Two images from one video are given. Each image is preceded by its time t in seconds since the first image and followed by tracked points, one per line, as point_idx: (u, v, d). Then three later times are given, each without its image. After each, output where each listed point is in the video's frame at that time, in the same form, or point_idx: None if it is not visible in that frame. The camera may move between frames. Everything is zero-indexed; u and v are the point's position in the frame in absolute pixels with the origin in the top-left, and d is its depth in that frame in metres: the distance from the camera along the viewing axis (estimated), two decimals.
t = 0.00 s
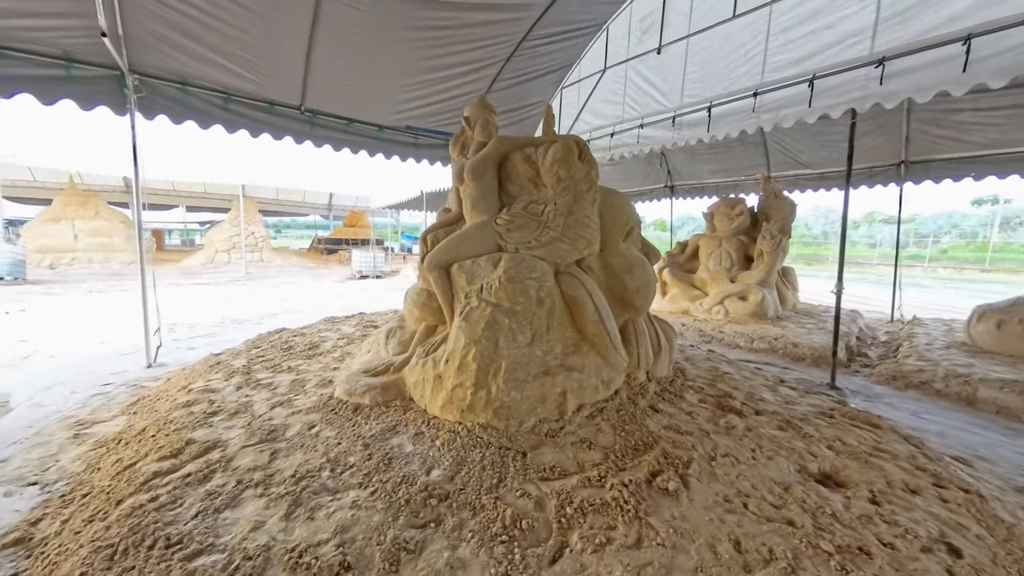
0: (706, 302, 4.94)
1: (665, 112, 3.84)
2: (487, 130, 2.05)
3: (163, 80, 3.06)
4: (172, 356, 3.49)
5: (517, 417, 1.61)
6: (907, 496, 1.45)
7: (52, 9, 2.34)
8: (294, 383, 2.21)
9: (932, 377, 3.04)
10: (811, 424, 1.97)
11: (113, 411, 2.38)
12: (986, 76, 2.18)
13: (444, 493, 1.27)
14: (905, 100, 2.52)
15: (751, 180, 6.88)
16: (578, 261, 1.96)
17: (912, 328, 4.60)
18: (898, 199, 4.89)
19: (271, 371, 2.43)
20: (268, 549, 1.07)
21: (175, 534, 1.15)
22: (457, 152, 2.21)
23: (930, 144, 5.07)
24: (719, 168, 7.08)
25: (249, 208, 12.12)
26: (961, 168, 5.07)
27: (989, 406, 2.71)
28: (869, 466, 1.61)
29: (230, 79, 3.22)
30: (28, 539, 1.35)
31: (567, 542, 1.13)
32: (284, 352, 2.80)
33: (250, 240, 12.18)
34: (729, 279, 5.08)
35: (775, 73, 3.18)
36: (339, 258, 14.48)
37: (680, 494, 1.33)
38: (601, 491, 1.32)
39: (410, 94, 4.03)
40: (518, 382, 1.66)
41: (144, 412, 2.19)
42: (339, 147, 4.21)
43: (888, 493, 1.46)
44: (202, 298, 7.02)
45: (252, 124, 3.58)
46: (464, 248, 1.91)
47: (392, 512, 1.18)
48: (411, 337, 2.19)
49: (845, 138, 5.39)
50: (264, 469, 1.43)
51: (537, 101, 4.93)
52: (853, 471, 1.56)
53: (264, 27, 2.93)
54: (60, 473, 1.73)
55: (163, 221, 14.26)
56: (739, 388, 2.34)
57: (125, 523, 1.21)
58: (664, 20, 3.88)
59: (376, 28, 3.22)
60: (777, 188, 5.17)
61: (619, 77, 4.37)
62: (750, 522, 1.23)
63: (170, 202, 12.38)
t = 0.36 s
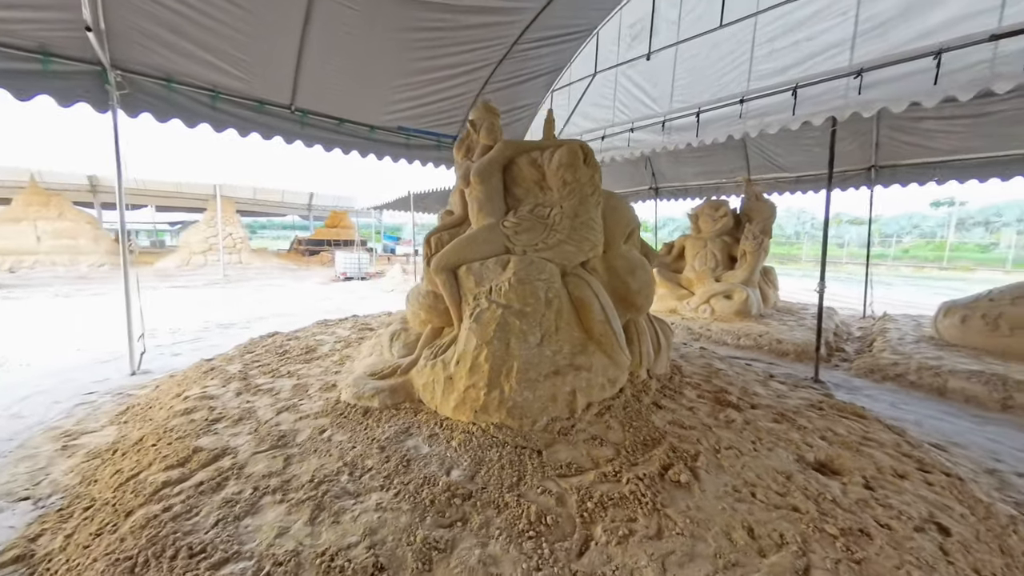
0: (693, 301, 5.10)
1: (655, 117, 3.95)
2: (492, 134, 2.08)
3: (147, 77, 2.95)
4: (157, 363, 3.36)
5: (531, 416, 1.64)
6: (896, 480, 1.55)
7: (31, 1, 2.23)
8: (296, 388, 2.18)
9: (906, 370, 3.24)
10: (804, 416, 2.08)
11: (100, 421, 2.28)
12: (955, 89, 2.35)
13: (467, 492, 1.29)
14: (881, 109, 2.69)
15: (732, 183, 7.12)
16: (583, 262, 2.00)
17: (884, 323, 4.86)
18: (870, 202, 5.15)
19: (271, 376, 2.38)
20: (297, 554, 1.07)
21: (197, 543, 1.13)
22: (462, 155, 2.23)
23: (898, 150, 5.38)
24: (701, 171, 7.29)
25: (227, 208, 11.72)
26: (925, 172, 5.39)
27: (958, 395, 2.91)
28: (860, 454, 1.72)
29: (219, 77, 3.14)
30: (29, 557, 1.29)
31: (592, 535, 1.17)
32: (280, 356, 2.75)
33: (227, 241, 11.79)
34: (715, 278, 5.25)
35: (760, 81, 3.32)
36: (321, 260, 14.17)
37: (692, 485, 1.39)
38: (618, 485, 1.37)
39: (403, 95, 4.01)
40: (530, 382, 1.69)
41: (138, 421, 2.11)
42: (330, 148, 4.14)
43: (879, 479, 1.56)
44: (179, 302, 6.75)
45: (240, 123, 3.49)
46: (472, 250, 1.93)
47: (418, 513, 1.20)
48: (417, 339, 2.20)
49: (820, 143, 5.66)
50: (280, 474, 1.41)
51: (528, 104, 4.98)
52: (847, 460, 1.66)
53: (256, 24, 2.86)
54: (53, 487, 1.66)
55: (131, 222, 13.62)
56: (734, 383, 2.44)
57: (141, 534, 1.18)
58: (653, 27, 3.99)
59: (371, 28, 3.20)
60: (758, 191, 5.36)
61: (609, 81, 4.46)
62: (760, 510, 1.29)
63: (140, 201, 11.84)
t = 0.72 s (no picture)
0: (680, 302, 5.26)
1: (644, 122, 4.06)
2: (495, 140, 2.11)
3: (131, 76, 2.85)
4: (140, 371, 3.24)
5: (540, 418, 1.68)
6: (881, 469, 1.67)
7: None
8: (297, 394, 2.15)
9: (880, 365, 3.44)
10: (793, 411, 2.19)
11: (87, 434, 2.18)
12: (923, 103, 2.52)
13: (485, 494, 1.32)
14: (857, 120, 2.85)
15: (713, 186, 7.36)
16: (585, 266, 2.06)
17: (857, 320, 5.12)
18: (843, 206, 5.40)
19: (268, 383, 2.34)
20: (324, 561, 1.08)
21: (218, 555, 1.12)
22: (464, 160, 2.24)
23: (867, 156, 5.68)
24: (684, 174, 7.51)
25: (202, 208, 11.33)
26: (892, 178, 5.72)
27: (927, 388, 3.11)
28: (847, 446, 1.83)
29: (207, 77, 3.06)
30: None
31: (609, 531, 1.22)
32: (275, 362, 2.70)
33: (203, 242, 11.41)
34: (699, 279, 5.42)
35: (744, 90, 3.46)
36: (302, 261, 13.84)
37: (698, 480, 1.46)
38: (629, 482, 1.42)
39: (394, 97, 3.99)
40: (539, 384, 1.73)
41: (130, 433, 2.03)
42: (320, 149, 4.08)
43: (866, 468, 1.67)
44: (155, 307, 6.49)
45: (228, 124, 3.41)
46: (477, 255, 1.96)
47: (441, 516, 1.22)
48: (420, 343, 2.21)
49: (796, 149, 5.92)
50: (294, 483, 1.41)
51: (518, 107, 5.02)
52: (836, 451, 1.76)
53: (245, 23, 2.80)
54: (46, 503, 1.59)
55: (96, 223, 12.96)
56: (726, 380, 2.55)
57: (157, 548, 1.16)
58: (641, 35, 4.09)
59: (364, 29, 3.17)
60: (738, 195, 5.48)
61: (598, 87, 4.55)
62: (763, 501, 1.37)
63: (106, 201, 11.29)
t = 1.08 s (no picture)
0: (666, 301, 5.36)
1: (632, 124, 4.12)
2: (493, 139, 2.08)
3: (102, 66, 2.69)
4: (112, 380, 3.06)
5: (544, 418, 1.67)
6: (873, 460, 1.73)
7: None
8: (288, 400, 2.07)
9: (858, 359, 3.58)
10: (785, 405, 2.25)
11: (57, 447, 2.04)
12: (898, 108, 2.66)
13: (496, 497, 1.29)
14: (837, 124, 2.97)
15: (695, 187, 7.53)
16: (584, 265, 2.05)
17: (833, 316, 5.33)
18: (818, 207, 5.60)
19: (257, 389, 2.24)
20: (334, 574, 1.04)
21: (217, 573, 1.06)
22: (460, 159, 2.21)
23: (840, 159, 5.92)
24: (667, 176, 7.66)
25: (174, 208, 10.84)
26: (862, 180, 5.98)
27: (903, 380, 3.26)
28: (839, 438, 1.89)
29: (185, 70, 2.92)
30: None
31: (622, 530, 1.21)
32: (261, 368, 2.59)
33: (174, 243, 10.92)
34: (685, 278, 5.53)
35: (730, 94, 3.54)
36: (280, 263, 13.43)
37: (704, 476, 1.48)
38: (638, 480, 1.43)
39: (381, 95, 3.91)
40: (542, 384, 1.72)
41: (108, 445, 1.91)
42: (304, 146, 3.96)
43: (858, 459, 1.73)
44: (124, 311, 6.15)
45: (207, 119, 3.26)
46: (477, 255, 1.93)
47: (452, 521, 1.19)
48: (417, 345, 2.16)
49: (775, 152, 6.12)
50: (294, 492, 1.35)
51: (506, 107, 5.00)
52: (829, 443, 1.82)
53: (227, 15, 2.68)
54: (17, 523, 1.47)
55: (55, 223, 12.22)
56: (719, 377, 2.60)
57: (149, 567, 1.09)
58: (629, 38, 4.14)
59: (352, 24, 3.09)
60: (721, 196, 5.62)
61: (586, 88, 4.58)
62: (768, 495, 1.39)
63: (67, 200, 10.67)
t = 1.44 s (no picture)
0: (658, 299, 5.39)
1: (627, 121, 4.11)
2: (498, 129, 2.00)
3: (65, 48, 2.45)
4: (79, 389, 2.82)
5: (560, 419, 1.60)
6: (885, 452, 1.73)
7: None
8: (281, 406, 1.93)
9: (848, 353, 3.66)
10: (791, 400, 2.25)
11: (17, 464, 1.84)
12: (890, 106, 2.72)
13: (519, 504, 1.22)
14: (830, 121, 3.02)
15: (682, 186, 7.63)
16: (593, 260, 1.99)
17: (818, 312, 5.47)
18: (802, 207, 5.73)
19: (244, 395, 2.09)
20: None
21: None
22: (462, 149, 2.11)
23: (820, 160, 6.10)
24: (654, 175, 7.73)
25: (142, 206, 10.29)
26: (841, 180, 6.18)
27: (891, 372, 3.34)
28: (849, 431, 1.89)
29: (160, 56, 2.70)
30: None
31: (656, 535, 1.15)
32: (247, 372, 2.42)
33: (142, 243, 10.35)
34: (675, 276, 5.58)
35: (724, 91, 3.57)
36: (257, 263, 12.93)
37: (727, 474, 1.44)
38: (663, 481, 1.37)
39: (370, 86, 3.76)
40: (557, 384, 1.65)
41: (77, 461, 1.73)
42: (289, 139, 3.78)
43: (871, 451, 1.73)
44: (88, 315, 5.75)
45: (183, 108, 3.05)
46: (484, 250, 1.85)
47: (476, 534, 1.11)
48: (419, 345, 2.06)
49: (759, 152, 6.25)
50: (297, 507, 1.23)
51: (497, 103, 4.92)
52: (841, 437, 1.82)
53: None
54: None
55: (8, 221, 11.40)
56: (722, 373, 2.59)
57: None
58: (623, 35, 4.12)
59: (341, 11, 2.95)
60: (708, 195, 5.67)
61: (579, 85, 4.54)
62: (794, 492, 1.36)
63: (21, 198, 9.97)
